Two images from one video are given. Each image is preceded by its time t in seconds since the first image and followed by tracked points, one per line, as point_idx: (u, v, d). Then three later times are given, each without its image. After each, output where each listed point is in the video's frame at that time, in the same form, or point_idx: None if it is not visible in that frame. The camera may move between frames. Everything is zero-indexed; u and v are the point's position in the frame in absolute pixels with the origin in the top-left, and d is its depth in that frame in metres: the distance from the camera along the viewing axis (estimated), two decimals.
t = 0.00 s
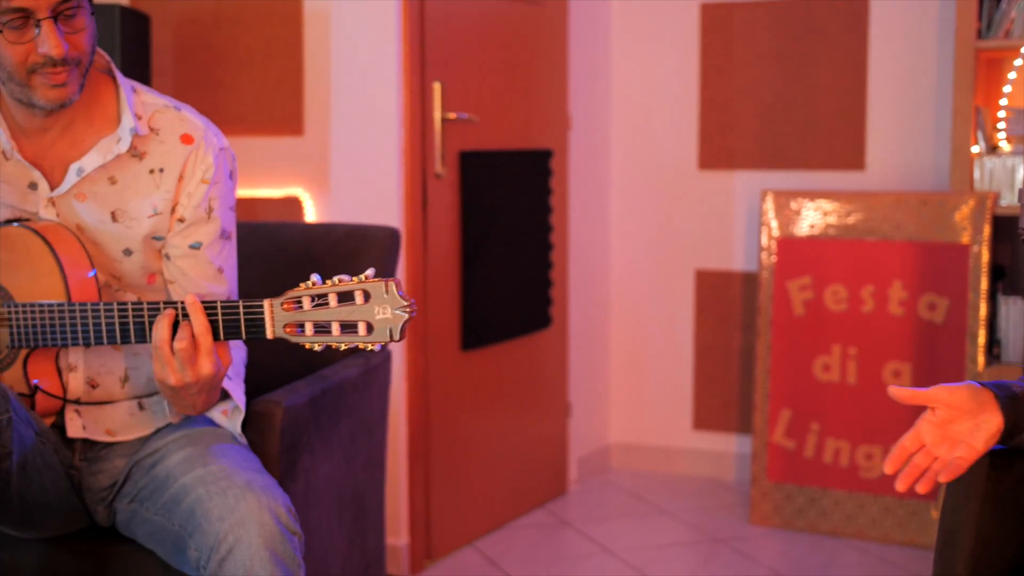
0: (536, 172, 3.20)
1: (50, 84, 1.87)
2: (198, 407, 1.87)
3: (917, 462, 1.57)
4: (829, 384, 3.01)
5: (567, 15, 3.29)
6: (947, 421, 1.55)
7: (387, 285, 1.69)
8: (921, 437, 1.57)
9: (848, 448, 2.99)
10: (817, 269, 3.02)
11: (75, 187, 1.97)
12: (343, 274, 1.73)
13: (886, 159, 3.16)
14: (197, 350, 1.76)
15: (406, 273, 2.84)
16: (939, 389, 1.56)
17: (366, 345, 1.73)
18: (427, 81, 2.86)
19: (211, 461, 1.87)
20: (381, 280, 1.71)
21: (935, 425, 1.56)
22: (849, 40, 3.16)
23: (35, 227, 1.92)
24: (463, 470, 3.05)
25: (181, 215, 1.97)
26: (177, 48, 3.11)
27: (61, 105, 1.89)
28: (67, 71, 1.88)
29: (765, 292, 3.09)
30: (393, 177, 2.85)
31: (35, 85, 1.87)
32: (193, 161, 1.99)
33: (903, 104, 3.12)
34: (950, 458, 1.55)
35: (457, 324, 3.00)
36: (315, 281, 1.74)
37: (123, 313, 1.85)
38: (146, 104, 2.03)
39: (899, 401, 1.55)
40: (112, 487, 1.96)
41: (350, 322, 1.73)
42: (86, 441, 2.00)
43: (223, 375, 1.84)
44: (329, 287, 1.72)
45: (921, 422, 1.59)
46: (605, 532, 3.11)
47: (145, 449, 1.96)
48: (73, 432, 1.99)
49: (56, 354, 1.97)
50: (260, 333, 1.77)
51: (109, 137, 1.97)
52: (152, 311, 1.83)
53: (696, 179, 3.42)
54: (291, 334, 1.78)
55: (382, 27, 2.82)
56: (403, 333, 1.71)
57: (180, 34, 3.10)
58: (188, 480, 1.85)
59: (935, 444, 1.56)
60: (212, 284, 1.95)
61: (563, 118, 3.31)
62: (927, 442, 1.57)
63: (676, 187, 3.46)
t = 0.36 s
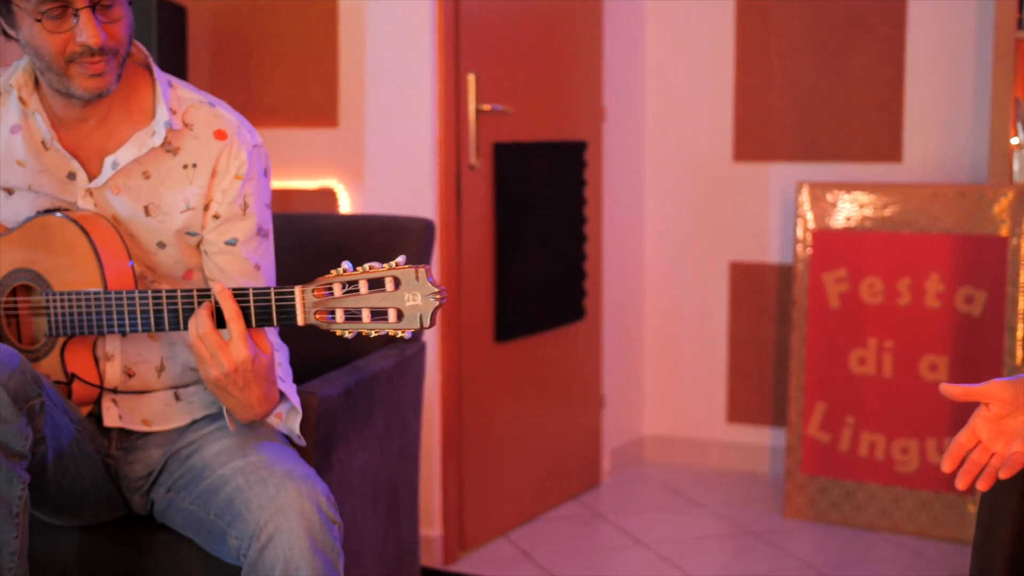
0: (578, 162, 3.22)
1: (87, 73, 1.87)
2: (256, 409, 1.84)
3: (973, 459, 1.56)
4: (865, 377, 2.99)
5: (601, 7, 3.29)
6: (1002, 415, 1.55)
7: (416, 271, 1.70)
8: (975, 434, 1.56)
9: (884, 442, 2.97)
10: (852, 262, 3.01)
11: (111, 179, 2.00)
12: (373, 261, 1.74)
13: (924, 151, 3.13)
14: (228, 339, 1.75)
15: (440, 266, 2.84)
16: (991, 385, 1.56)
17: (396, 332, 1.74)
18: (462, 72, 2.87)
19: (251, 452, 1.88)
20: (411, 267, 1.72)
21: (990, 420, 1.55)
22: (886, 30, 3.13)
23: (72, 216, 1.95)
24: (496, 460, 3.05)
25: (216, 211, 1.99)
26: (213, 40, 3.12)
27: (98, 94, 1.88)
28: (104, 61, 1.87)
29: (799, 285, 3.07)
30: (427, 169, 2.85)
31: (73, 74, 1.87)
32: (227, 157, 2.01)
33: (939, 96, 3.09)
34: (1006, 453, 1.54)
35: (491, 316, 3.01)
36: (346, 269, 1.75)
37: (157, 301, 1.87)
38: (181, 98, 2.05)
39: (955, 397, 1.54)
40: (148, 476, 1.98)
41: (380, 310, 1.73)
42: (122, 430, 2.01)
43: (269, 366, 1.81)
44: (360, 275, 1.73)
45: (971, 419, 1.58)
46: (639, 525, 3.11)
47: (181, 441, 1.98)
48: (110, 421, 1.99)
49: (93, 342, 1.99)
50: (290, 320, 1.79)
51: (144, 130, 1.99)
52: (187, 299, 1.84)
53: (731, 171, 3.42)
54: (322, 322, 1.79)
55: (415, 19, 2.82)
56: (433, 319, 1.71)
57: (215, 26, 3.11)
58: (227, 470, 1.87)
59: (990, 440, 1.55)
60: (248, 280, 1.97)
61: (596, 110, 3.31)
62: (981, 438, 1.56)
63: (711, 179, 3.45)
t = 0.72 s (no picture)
0: (611, 152, 3.23)
1: (138, 60, 1.93)
2: (288, 398, 1.83)
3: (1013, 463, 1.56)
4: (897, 369, 2.98)
5: None
6: None
7: (449, 259, 1.70)
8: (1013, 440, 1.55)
9: (916, 435, 2.96)
10: (885, 254, 2.99)
11: (146, 171, 2.02)
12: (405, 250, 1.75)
13: (958, 143, 3.12)
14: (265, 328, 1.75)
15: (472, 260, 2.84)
16: None
17: (427, 321, 1.74)
18: (492, 63, 2.86)
19: (281, 441, 1.87)
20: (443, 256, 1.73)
21: None
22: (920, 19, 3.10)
23: (107, 207, 1.97)
24: (525, 451, 3.05)
25: (247, 203, 2.00)
26: (245, 31, 3.13)
27: (147, 81, 1.94)
28: (154, 47, 1.94)
29: (832, 276, 3.06)
30: (459, 161, 2.86)
31: (123, 62, 1.93)
32: (260, 150, 2.01)
33: (975, 86, 3.06)
34: None
35: (521, 307, 3.01)
36: (378, 257, 1.75)
37: (191, 291, 1.86)
38: (216, 91, 2.06)
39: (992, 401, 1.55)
40: (180, 466, 1.99)
41: (412, 298, 1.73)
42: (156, 420, 2.03)
43: (301, 356, 1.81)
44: (392, 262, 1.73)
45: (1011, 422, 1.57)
46: (670, 517, 3.11)
47: (213, 431, 1.97)
48: (145, 412, 2.02)
49: (127, 331, 2.00)
50: (323, 309, 1.78)
51: (179, 123, 2.01)
52: (220, 289, 1.84)
53: (763, 162, 3.40)
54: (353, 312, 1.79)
55: (447, 11, 2.83)
56: (465, 308, 1.71)
57: (247, 16, 3.11)
58: (257, 459, 1.86)
59: None
60: (277, 272, 1.97)
61: (627, 101, 3.31)
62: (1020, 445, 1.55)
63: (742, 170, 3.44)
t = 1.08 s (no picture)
0: (644, 145, 3.23)
1: (186, 39, 1.95)
2: (312, 389, 1.86)
3: None
4: (933, 363, 2.96)
5: None
6: None
7: (484, 256, 1.69)
8: None
9: (952, 429, 2.95)
10: (922, 247, 2.96)
11: (183, 161, 2.03)
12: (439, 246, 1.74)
13: (995, 136, 3.09)
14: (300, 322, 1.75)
15: (507, 245, 2.85)
16: None
17: (461, 317, 1.74)
18: (526, 55, 2.86)
19: (315, 433, 1.86)
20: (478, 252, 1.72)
21: None
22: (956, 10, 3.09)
23: (145, 200, 1.98)
24: (557, 443, 3.05)
25: (284, 190, 2.01)
26: (279, 22, 3.13)
27: (193, 61, 1.96)
28: (201, 27, 1.97)
29: (867, 269, 3.04)
30: (491, 153, 2.85)
31: (171, 41, 1.95)
32: (296, 138, 2.02)
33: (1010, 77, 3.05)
34: None
35: (555, 300, 3.01)
36: (412, 253, 1.75)
37: (225, 284, 1.86)
38: (253, 81, 2.07)
39: None
40: (215, 457, 2.00)
41: (446, 295, 1.73)
42: (191, 411, 2.04)
43: (330, 350, 1.83)
44: (427, 259, 1.72)
45: None
46: (704, 511, 3.10)
47: (247, 422, 1.98)
48: (180, 404, 2.03)
49: (163, 324, 2.00)
50: (357, 305, 1.78)
51: (216, 112, 2.02)
52: (256, 284, 1.84)
53: (798, 156, 3.38)
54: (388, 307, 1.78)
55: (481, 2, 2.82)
56: (499, 306, 1.71)
57: (282, 8, 3.12)
58: (291, 451, 1.85)
59: None
60: (311, 261, 1.98)
61: (660, 93, 3.29)
62: None
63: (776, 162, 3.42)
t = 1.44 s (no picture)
0: (675, 138, 3.22)
1: (208, 43, 1.92)
2: (345, 380, 1.86)
3: None
4: (966, 358, 2.94)
5: None
6: None
7: (516, 247, 1.68)
8: None
9: (986, 425, 2.92)
10: (955, 242, 2.94)
11: (218, 153, 2.03)
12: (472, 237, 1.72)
13: None
14: (331, 314, 1.75)
15: (536, 237, 2.85)
16: None
17: (493, 308, 1.72)
18: (558, 49, 2.86)
19: (348, 427, 1.86)
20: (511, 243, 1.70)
21: None
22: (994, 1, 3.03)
23: (181, 191, 1.98)
24: (587, 438, 3.06)
25: (318, 183, 2.00)
26: (310, 16, 3.13)
27: (217, 64, 1.94)
28: (224, 31, 1.93)
29: (901, 264, 3.03)
30: (522, 145, 2.86)
31: (194, 44, 1.93)
32: (331, 131, 2.02)
33: None
34: None
35: (585, 293, 3.01)
36: (445, 243, 1.73)
37: (260, 275, 1.87)
38: (288, 74, 2.07)
39: None
40: (248, 449, 2.00)
41: (478, 286, 1.71)
42: (224, 403, 2.04)
43: (364, 341, 1.82)
44: (459, 250, 1.71)
45: None
46: (734, 505, 3.11)
47: (281, 415, 1.99)
48: (213, 395, 2.03)
49: (197, 315, 2.02)
50: (390, 294, 1.78)
51: (251, 105, 2.02)
52: (289, 275, 1.84)
53: (832, 149, 3.38)
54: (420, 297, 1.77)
55: None
56: (532, 297, 1.69)
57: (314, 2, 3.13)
58: (324, 444, 1.85)
59: None
60: (346, 254, 1.97)
61: (689, 87, 3.29)
62: None
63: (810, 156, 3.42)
